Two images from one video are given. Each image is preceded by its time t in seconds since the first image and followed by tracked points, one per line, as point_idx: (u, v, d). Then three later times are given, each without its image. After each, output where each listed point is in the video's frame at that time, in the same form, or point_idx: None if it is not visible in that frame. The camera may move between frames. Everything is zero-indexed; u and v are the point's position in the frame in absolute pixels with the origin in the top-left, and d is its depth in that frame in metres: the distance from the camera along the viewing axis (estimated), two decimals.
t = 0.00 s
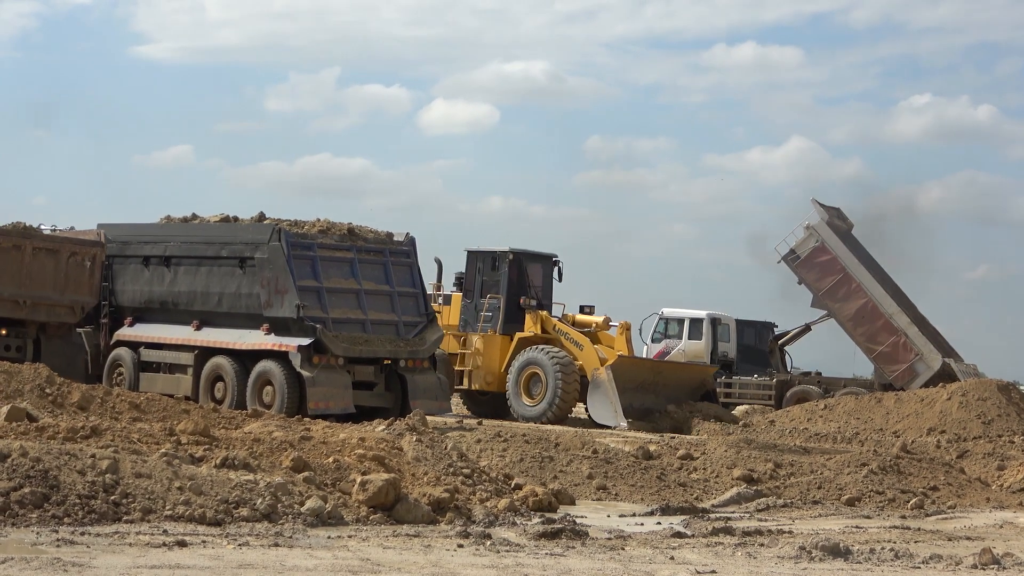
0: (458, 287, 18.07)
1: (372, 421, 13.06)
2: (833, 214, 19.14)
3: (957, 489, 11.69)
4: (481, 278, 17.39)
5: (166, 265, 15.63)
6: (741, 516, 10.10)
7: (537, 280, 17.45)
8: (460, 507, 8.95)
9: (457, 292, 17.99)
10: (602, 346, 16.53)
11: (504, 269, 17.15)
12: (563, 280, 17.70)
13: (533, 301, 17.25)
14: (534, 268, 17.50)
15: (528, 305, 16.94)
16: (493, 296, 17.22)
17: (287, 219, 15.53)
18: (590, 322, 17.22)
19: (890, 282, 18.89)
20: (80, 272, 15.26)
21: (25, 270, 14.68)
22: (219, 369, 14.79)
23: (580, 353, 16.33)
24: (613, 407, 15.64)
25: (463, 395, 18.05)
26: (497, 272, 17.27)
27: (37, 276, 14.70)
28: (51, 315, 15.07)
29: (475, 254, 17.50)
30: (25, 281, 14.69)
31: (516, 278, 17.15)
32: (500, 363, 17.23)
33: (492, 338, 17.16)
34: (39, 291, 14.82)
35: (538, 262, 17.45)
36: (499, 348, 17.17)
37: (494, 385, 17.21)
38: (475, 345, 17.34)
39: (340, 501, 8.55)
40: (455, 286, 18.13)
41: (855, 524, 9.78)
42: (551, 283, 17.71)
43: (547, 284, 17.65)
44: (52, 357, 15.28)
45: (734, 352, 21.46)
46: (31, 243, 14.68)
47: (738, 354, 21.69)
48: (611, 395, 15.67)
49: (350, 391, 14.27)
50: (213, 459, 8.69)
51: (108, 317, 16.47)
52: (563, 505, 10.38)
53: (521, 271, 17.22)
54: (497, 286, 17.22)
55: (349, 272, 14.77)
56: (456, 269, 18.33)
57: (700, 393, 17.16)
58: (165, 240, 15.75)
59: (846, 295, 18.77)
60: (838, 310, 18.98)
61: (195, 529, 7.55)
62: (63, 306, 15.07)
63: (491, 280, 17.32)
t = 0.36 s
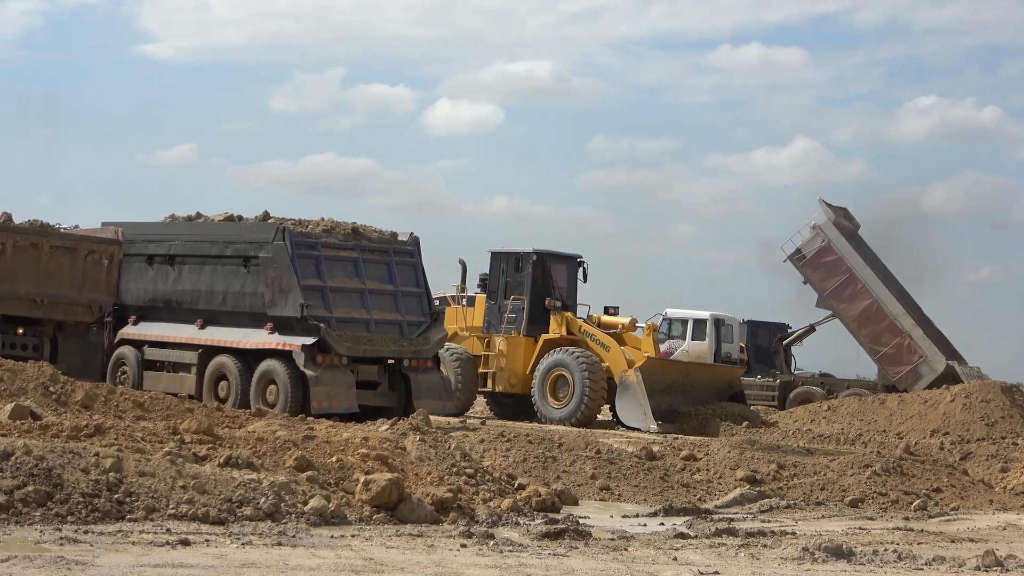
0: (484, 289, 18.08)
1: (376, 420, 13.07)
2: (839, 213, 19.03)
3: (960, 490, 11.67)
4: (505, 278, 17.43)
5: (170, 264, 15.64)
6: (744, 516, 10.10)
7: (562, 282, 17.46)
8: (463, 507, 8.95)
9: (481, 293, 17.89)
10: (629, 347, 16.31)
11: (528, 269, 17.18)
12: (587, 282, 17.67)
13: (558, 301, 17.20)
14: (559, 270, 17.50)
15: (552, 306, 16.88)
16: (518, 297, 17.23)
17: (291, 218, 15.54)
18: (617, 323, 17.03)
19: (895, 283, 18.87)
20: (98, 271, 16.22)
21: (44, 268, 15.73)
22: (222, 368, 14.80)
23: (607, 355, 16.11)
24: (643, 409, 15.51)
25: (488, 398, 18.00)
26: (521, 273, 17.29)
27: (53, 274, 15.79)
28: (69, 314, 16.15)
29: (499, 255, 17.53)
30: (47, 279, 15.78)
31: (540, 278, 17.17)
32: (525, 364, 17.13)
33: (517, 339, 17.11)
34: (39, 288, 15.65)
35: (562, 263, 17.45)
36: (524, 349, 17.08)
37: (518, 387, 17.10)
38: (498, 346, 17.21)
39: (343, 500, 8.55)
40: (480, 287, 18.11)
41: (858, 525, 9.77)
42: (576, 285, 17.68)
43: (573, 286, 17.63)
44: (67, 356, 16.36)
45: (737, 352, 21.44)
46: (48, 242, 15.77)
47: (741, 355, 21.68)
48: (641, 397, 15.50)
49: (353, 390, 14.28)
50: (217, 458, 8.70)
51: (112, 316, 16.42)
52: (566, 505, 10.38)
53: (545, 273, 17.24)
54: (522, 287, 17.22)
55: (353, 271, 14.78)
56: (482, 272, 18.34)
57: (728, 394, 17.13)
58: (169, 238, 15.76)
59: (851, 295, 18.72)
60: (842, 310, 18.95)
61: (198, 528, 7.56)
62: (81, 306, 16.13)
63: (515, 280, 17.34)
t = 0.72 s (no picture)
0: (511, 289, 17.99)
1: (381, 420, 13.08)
2: (847, 213, 18.94)
3: (965, 492, 11.65)
4: (531, 279, 17.29)
5: (175, 263, 15.66)
6: (750, 517, 10.09)
7: (589, 283, 17.30)
8: (468, 507, 8.96)
9: (508, 294, 17.76)
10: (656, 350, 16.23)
11: (555, 271, 17.05)
12: (614, 282, 17.49)
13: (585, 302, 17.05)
14: (586, 270, 17.35)
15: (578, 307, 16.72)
16: (544, 298, 17.11)
17: (297, 218, 15.54)
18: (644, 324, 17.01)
19: (902, 284, 18.84)
20: (119, 274, 13.15)
21: (63, 270, 12.64)
22: (228, 367, 14.82)
23: (634, 357, 16.00)
24: (671, 412, 15.36)
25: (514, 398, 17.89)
26: (547, 274, 17.17)
27: (76, 277, 12.70)
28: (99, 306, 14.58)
29: (525, 256, 17.41)
30: (65, 282, 12.64)
31: (567, 280, 17.01)
32: (551, 365, 17.03)
33: (543, 340, 17.01)
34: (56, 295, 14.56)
35: (589, 264, 17.30)
36: (550, 351, 16.97)
37: (545, 389, 17.02)
38: (525, 348, 17.17)
39: (349, 500, 8.55)
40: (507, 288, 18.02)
41: (863, 526, 9.75)
42: (603, 285, 17.52)
43: (600, 286, 17.47)
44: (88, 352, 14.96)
45: (742, 353, 21.36)
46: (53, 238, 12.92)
47: (746, 356, 21.60)
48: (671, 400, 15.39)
49: (358, 390, 14.29)
50: (222, 458, 8.70)
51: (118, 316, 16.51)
52: (571, 505, 10.38)
53: (571, 274, 17.10)
54: (548, 288, 17.10)
55: (359, 271, 14.78)
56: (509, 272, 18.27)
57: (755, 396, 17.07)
58: (175, 238, 15.78)
59: (858, 295, 18.67)
60: (848, 310, 18.91)
61: (203, 528, 7.56)
62: (101, 309, 12.92)
63: (541, 282, 17.19)
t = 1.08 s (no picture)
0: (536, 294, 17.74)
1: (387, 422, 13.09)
2: (856, 213, 18.80)
3: (970, 493, 11.62)
4: (557, 282, 17.06)
5: (180, 265, 15.68)
6: (755, 518, 10.08)
7: (616, 286, 17.12)
8: (473, 509, 8.96)
9: (533, 297, 17.55)
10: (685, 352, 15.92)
11: (582, 273, 16.82)
12: (641, 287, 17.38)
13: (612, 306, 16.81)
14: (612, 274, 17.18)
15: (606, 310, 16.48)
16: (570, 301, 16.85)
17: (302, 220, 15.56)
18: (671, 327, 16.70)
19: (909, 284, 18.78)
20: (142, 277, 13.19)
21: (86, 273, 12.59)
22: (233, 370, 14.84)
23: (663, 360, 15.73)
24: (702, 416, 15.10)
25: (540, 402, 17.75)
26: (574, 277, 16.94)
27: (98, 280, 12.68)
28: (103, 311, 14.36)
29: (552, 258, 17.18)
30: (88, 284, 12.60)
31: (595, 283, 16.80)
32: (578, 369, 16.78)
33: (569, 343, 16.74)
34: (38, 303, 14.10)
35: (615, 267, 17.11)
36: (578, 354, 16.72)
37: (571, 393, 16.78)
38: (552, 351, 16.90)
39: (354, 501, 8.55)
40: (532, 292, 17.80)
41: (868, 527, 9.74)
42: (628, 289, 17.35)
43: (626, 290, 17.30)
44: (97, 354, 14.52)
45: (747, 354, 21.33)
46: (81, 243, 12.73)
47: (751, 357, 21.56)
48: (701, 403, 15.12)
49: (363, 392, 14.29)
50: (227, 460, 8.71)
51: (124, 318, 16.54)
52: (576, 507, 10.37)
53: (598, 276, 16.87)
54: (574, 292, 16.85)
55: (363, 273, 14.79)
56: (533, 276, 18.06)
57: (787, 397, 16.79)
58: (179, 240, 15.81)
59: (864, 296, 18.61)
60: (854, 309, 18.87)
61: (208, 530, 7.57)
62: (124, 312, 12.96)
63: (568, 285, 16.96)
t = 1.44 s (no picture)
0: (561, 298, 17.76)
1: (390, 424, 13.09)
2: (861, 214, 18.83)
3: (974, 496, 11.60)
4: (582, 285, 17.09)
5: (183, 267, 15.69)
6: (758, 521, 10.07)
7: (641, 289, 17.02)
8: (475, 512, 8.95)
9: (558, 301, 17.57)
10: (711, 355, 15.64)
11: (606, 276, 16.82)
12: (666, 289, 17.24)
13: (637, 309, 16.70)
14: (637, 277, 17.11)
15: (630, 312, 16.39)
16: (595, 304, 16.83)
17: (305, 222, 15.58)
18: (698, 331, 16.49)
19: (913, 287, 18.78)
20: (164, 281, 13.25)
21: (107, 277, 12.68)
22: (236, 372, 14.84)
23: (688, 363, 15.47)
24: (728, 420, 14.81)
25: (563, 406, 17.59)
26: (598, 280, 16.94)
27: (120, 284, 12.75)
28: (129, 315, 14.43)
29: (577, 262, 17.22)
30: (108, 288, 12.68)
31: (618, 287, 16.76)
32: (603, 373, 16.56)
33: (594, 347, 16.57)
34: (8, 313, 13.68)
35: (640, 270, 17.04)
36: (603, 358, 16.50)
37: (596, 397, 16.52)
38: (576, 355, 16.71)
39: (357, 504, 8.55)
40: (556, 296, 17.78)
41: (871, 530, 9.72)
42: (654, 293, 17.23)
43: (652, 294, 17.19)
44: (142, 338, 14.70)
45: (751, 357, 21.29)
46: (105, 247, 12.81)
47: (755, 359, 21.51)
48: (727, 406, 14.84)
49: (366, 394, 14.29)
50: (229, 462, 8.72)
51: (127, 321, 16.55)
52: (579, 509, 10.37)
53: (623, 279, 16.84)
54: (599, 295, 16.84)
55: (367, 275, 14.81)
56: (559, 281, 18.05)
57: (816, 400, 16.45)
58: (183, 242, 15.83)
59: (868, 298, 18.57)
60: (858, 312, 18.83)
61: (210, 532, 7.57)
62: (145, 317, 13.02)
63: (592, 288, 16.98)
